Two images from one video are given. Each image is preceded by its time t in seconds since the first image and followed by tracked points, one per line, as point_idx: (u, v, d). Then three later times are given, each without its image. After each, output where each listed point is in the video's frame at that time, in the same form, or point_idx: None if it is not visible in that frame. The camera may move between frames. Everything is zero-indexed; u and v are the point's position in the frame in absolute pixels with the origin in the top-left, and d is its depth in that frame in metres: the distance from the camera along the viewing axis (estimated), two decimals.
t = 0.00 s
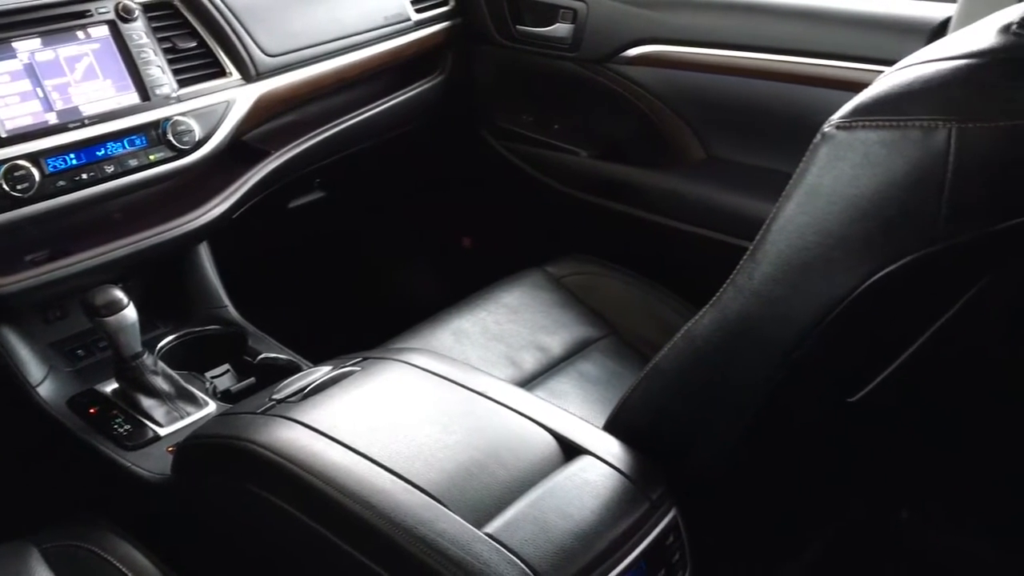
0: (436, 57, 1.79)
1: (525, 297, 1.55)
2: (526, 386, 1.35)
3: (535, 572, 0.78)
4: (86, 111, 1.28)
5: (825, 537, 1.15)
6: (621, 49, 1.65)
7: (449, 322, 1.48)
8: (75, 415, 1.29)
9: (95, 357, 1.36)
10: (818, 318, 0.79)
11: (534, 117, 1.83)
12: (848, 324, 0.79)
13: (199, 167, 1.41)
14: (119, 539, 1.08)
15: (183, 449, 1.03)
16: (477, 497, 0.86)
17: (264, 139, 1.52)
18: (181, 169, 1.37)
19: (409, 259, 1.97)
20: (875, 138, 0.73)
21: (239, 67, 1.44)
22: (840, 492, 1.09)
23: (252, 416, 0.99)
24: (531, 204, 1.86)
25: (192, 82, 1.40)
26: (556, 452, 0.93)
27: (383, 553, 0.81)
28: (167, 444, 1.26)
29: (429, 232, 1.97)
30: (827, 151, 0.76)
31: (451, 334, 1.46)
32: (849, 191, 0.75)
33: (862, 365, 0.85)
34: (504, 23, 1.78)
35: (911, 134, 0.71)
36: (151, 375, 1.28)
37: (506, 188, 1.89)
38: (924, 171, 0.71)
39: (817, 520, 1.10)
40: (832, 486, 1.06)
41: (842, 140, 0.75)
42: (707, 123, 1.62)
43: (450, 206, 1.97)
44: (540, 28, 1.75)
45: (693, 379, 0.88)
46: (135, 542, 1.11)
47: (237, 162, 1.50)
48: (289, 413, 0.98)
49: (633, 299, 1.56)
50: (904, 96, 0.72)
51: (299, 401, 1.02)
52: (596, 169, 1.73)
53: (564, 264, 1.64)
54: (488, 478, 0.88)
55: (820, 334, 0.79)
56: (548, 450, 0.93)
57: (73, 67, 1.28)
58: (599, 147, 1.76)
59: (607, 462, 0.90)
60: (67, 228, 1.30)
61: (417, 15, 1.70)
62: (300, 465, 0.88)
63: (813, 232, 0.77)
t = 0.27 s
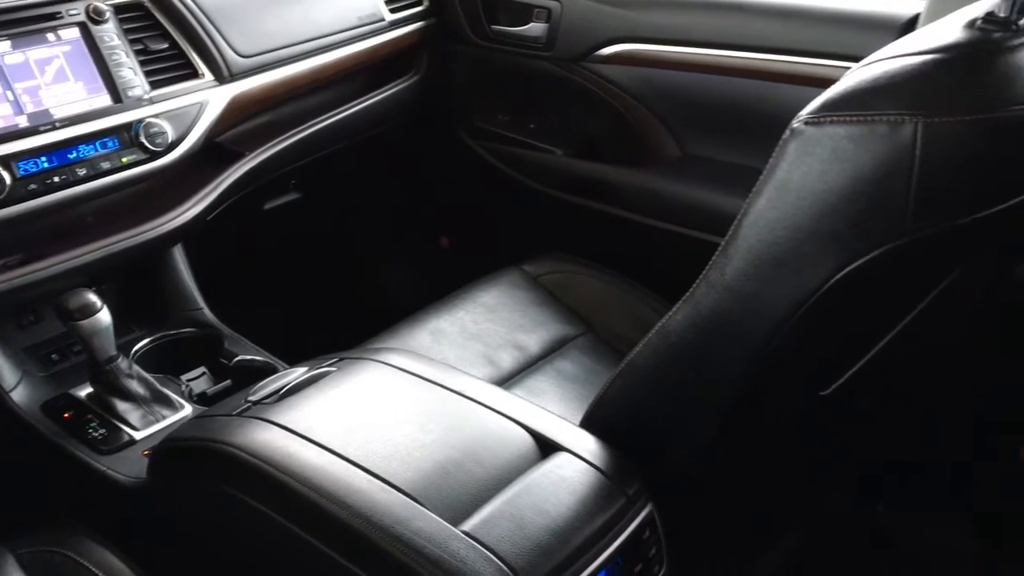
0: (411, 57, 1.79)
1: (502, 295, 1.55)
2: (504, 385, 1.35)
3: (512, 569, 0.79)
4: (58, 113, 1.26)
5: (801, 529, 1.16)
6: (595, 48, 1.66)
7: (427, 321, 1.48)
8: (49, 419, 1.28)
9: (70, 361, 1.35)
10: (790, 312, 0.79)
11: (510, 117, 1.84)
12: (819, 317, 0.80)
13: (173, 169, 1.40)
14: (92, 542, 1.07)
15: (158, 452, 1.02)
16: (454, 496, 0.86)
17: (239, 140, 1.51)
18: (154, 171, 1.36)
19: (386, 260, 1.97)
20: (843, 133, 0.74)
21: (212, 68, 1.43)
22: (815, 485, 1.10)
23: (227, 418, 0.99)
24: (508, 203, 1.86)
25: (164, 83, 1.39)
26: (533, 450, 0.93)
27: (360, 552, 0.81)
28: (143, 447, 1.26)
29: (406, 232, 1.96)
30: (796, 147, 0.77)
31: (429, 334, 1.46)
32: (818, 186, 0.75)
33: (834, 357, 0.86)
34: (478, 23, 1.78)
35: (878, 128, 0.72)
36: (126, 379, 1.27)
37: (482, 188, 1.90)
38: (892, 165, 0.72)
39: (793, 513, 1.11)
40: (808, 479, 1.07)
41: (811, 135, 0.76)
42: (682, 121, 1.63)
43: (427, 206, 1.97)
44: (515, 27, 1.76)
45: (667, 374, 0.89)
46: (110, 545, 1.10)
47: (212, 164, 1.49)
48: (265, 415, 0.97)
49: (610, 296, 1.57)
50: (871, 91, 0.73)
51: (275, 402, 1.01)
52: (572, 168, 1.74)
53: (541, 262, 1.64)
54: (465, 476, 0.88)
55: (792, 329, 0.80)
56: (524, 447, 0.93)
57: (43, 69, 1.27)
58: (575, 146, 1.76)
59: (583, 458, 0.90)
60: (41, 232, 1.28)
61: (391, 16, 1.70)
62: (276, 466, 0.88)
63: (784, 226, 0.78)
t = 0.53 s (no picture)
0: (386, 59, 1.79)
1: (479, 295, 1.55)
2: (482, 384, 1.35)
3: (490, 566, 0.79)
4: (29, 117, 1.26)
5: (777, 523, 1.17)
6: (569, 48, 1.67)
7: (405, 322, 1.48)
8: (25, 426, 1.27)
9: (44, 367, 1.35)
10: (762, 307, 0.80)
11: (486, 117, 1.84)
12: (790, 312, 0.81)
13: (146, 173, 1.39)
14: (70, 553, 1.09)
15: (134, 456, 1.02)
16: (431, 495, 0.86)
17: (214, 143, 1.51)
18: (128, 174, 1.36)
19: (364, 261, 1.97)
20: (811, 130, 0.75)
21: (186, 71, 1.43)
22: (791, 479, 1.11)
23: (204, 421, 0.98)
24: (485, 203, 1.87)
25: (138, 87, 1.38)
26: (510, 448, 0.94)
27: (338, 552, 0.81)
28: (120, 452, 1.25)
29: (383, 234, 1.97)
30: (765, 144, 0.78)
31: (407, 334, 1.46)
32: (788, 183, 0.76)
33: (805, 352, 0.87)
34: (453, 25, 1.79)
35: (845, 125, 0.73)
36: (102, 384, 1.27)
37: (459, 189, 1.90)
38: (859, 161, 0.73)
39: (769, 506, 1.12)
40: (783, 472, 1.08)
41: (779, 133, 0.77)
42: (656, 120, 1.64)
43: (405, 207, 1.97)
44: (489, 28, 1.76)
45: (642, 371, 0.90)
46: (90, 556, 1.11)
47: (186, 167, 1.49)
48: (242, 417, 0.97)
49: (587, 294, 1.57)
50: (838, 89, 0.74)
51: (252, 404, 1.01)
52: (548, 167, 1.75)
53: (518, 262, 1.64)
54: (442, 475, 0.89)
55: (764, 324, 0.81)
56: (502, 445, 0.94)
57: (14, 73, 1.26)
58: (550, 146, 1.77)
59: (560, 456, 0.91)
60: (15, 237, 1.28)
61: (366, 18, 1.70)
62: (252, 468, 0.88)
63: (754, 223, 0.79)
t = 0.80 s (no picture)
0: (361, 59, 1.79)
1: (457, 294, 1.55)
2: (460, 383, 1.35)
3: (466, 563, 0.79)
4: None
5: (755, 515, 1.18)
6: (543, 47, 1.66)
7: (382, 321, 1.48)
8: None
9: (18, 372, 1.34)
10: (733, 301, 0.81)
11: (461, 116, 1.84)
12: (761, 306, 0.81)
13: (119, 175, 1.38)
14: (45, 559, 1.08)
15: (109, 460, 1.01)
16: (407, 493, 0.86)
17: (187, 145, 1.49)
18: (101, 177, 1.34)
19: (342, 262, 1.97)
20: (778, 125, 0.75)
21: (158, 73, 1.42)
22: (767, 471, 1.12)
23: (179, 423, 0.98)
24: (462, 202, 1.87)
25: (109, 89, 1.37)
26: (486, 445, 0.94)
27: (313, 551, 0.81)
28: (95, 455, 1.25)
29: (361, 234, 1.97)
30: (734, 139, 0.78)
31: (385, 334, 1.46)
32: (756, 177, 0.77)
33: (777, 345, 0.88)
34: (427, 24, 1.79)
35: (812, 119, 0.73)
36: (76, 387, 1.27)
37: (436, 189, 1.90)
38: (826, 155, 0.73)
39: (746, 499, 1.13)
40: (759, 465, 1.08)
41: (748, 127, 0.77)
42: (631, 117, 1.65)
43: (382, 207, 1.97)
44: (464, 27, 1.76)
45: (616, 366, 0.90)
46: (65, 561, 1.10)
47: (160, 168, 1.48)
48: (217, 418, 0.97)
49: (564, 292, 1.58)
50: (804, 83, 0.75)
51: (227, 406, 1.01)
52: (524, 166, 1.75)
53: (495, 260, 1.65)
54: (418, 472, 0.89)
55: (735, 318, 0.82)
56: (478, 442, 0.94)
57: None
58: (526, 145, 1.77)
59: (536, 452, 0.91)
60: None
61: (340, 18, 1.70)
62: (227, 469, 0.88)
63: (724, 217, 0.79)
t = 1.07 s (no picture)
0: (337, 59, 1.79)
1: (435, 294, 1.55)
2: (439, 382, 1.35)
3: (443, 559, 0.79)
4: None
5: (732, 510, 1.19)
6: (519, 45, 1.67)
7: (361, 322, 1.48)
8: None
9: None
10: (705, 296, 0.81)
11: (439, 115, 1.84)
12: (733, 300, 0.82)
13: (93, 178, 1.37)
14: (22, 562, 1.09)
15: (85, 463, 1.01)
16: (385, 491, 0.87)
17: (160, 146, 1.48)
18: (74, 179, 1.33)
19: (321, 262, 1.96)
20: (748, 121, 0.76)
21: (132, 74, 1.41)
22: (744, 465, 1.12)
23: (155, 424, 0.98)
24: (440, 202, 1.87)
25: (82, 91, 1.36)
26: (463, 442, 0.94)
27: (289, 550, 0.81)
28: (71, 459, 1.24)
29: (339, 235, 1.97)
30: (704, 135, 0.79)
31: (363, 334, 1.46)
32: (727, 172, 0.78)
33: (749, 339, 0.88)
34: (403, 24, 1.79)
35: (781, 114, 0.74)
36: (52, 391, 1.26)
37: (413, 188, 1.90)
38: (794, 150, 0.74)
39: (724, 493, 1.14)
40: (736, 459, 1.09)
41: (717, 124, 0.78)
42: (607, 116, 1.65)
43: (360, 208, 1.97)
44: (439, 26, 1.76)
45: (591, 362, 0.91)
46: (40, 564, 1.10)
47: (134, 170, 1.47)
48: (193, 420, 0.97)
49: (542, 290, 1.58)
50: (773, 79, 0.75)
51: (203, 407, 1.01)
52: (501, 165, 1.75)
53: (474, 259, 1.65)
54: (395, 470, 0.89)
55: (708, 312, 0.82)
56: (455, 440, 0.95)
57: None
58: (503, 144, 1.78)
59: (514, 449, 0.92)
60: None
61: (315, 18, 1.69)
62: (204, 470, 0.88)
63: (695, 213, 0.80)
